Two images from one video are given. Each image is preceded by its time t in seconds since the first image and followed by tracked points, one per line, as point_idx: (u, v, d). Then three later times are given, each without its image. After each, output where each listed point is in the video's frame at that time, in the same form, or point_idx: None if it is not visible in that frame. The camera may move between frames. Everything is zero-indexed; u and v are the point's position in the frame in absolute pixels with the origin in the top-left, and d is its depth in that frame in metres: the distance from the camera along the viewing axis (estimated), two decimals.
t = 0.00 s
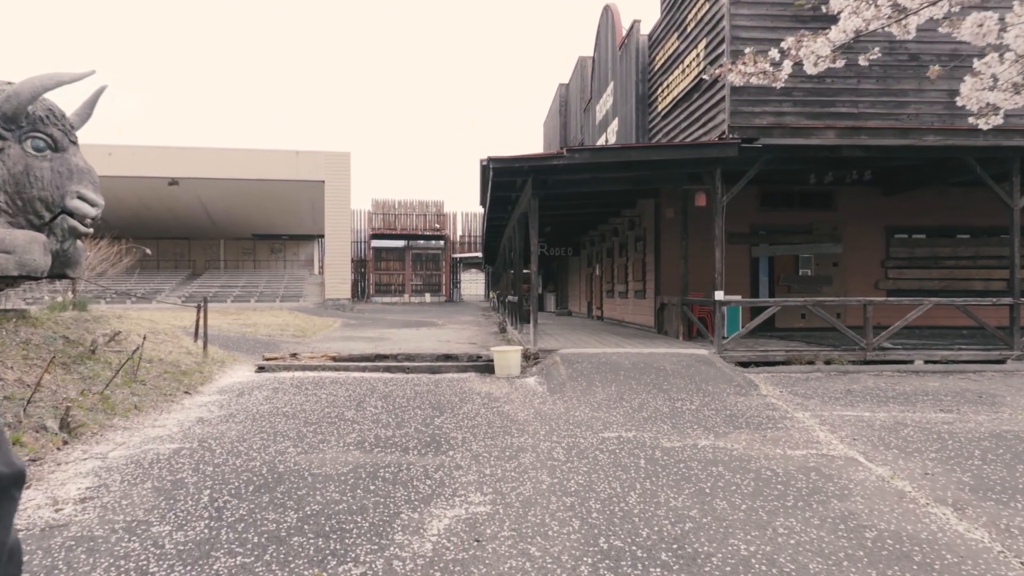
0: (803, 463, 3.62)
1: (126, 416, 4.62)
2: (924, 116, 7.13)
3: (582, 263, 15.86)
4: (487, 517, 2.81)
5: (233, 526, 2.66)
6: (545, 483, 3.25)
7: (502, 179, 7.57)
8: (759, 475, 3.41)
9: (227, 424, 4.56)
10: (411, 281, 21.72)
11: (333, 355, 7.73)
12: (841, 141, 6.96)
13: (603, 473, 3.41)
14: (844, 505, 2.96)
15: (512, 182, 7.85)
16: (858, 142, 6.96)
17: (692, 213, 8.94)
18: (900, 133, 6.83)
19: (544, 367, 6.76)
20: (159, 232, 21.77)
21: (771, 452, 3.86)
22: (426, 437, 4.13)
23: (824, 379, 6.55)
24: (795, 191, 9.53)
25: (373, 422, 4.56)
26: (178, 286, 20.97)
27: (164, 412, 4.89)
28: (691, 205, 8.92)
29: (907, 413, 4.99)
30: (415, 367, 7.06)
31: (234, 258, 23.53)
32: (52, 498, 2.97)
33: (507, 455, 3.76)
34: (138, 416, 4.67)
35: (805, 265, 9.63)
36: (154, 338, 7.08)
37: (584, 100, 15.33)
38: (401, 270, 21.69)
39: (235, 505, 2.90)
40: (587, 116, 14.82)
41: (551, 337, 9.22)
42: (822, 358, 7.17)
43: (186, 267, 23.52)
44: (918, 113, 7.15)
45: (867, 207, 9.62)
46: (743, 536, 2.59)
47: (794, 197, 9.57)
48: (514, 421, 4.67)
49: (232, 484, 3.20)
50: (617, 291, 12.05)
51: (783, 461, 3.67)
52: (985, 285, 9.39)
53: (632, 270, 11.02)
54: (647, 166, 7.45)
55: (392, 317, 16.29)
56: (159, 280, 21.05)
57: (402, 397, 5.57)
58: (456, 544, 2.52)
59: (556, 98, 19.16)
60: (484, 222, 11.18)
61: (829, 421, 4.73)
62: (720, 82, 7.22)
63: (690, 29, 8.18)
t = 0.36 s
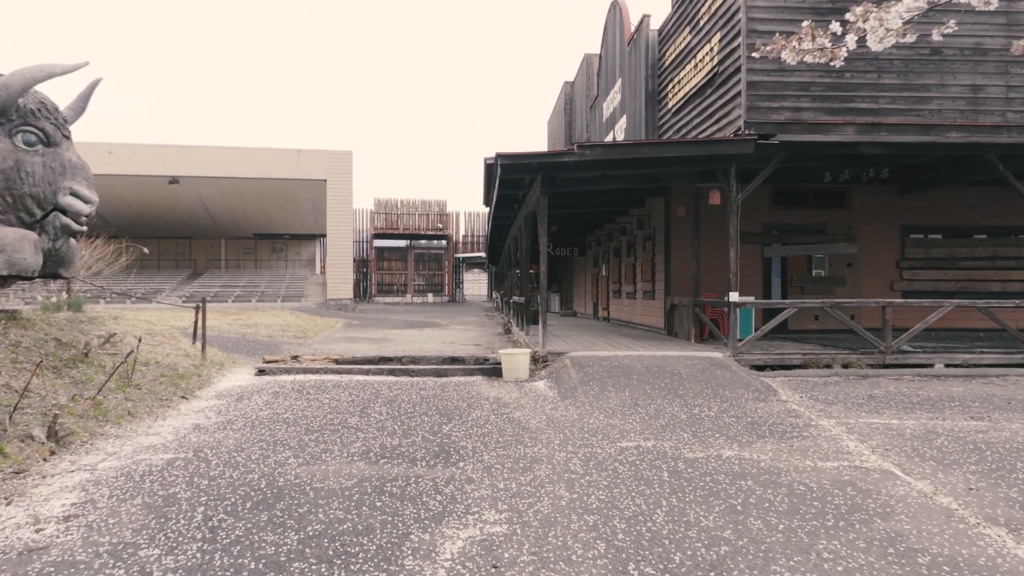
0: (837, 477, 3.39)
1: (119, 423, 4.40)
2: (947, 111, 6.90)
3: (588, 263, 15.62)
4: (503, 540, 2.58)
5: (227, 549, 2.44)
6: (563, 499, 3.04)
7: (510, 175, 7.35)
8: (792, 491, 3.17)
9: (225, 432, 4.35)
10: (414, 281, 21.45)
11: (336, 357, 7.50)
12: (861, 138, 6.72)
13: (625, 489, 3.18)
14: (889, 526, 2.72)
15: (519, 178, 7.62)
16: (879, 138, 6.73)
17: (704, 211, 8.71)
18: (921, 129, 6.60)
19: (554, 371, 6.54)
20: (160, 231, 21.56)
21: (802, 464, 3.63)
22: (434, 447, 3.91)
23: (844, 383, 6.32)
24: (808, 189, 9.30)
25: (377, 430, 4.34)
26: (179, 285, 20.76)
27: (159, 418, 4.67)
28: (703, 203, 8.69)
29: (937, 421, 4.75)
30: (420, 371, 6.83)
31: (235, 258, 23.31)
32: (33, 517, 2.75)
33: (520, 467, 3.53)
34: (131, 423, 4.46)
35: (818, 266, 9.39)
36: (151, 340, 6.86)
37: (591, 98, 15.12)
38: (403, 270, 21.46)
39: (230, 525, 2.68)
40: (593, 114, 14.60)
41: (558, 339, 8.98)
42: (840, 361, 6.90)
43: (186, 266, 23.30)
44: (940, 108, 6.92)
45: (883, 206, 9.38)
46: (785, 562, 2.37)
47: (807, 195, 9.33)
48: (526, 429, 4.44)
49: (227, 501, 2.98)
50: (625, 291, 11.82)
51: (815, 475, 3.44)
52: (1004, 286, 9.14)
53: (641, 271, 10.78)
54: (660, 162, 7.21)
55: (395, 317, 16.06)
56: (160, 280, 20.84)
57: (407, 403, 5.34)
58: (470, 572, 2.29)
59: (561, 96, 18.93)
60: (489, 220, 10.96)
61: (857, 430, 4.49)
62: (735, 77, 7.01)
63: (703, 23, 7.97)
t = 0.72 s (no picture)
0: (861, 486, 3.21)
1: (108, 428, 4.23)
2: (961, 106, 6.72)
3: (590, 263, 15.44)
4: (512, 556, 2.40)
5: (214, 568, 2.26)
6: (574, 511, 2.86)
7: (513, 172, 7.16)
8: (817, 501, 2.99)
9: (218, 438, 4.17)
10: (414, 281, 21.26)
11: (334, 358, 7.32)
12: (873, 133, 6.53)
13: (638, 499, 3.00)
14: (925, 541, 2.54)
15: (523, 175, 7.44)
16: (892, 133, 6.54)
17: (711, 210, 8.53)
18: (935, 125, 6.42)
19: (558, 373, 6.37)
20: (158, 231, 21.38)
21: (822, 472, 3.44)
22: (436, 454, 3.73)
23: (856, 385, 6.14)
24: (816, 188, 9.13)
25: (376, 435, 4.16)
26: (177, 285, 20.59)
27: (150, 423, 4.50)
28: (709, 202, 8.52)
29: (958, 425, 4.57)
30: (420, 372, 6.66)
31: (234, 258, 23.12)
32: (8, 531, 2.57)
33: (527, 475, 3.36)
34: (121, 428, 4.28)
35: (826, 265, 9.21)
36: (144, 342, 6.68)
37: (592, 96, 14.95)
38: (403, 270, 21.27)
39: (219, 541, 2.50)
40: (595, 112, 14.43)
41: (561, 340, 8.82)
42: (851, 363, 6.70)
43: (185, 267, 23.12)
44: (954, 103, 6.74)
45: (891, 205, 9.20)
46: None
47: (815, 194, 9.16)
48: (531, 435, 4.26)
49: (217, 513, 2.80)
50: (628, 292, 11.64)
51: (838, 483, 3.26)
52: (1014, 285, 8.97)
53: (645, 270, 10.60)
54: (666, 159, 7.04)
55: (395, 318, 15.87)
56: (158, 280, 20.67)
57: (408, 407, 5.16)
58: None
59: (562, 94, 18.75)
60: (491, 219, 10.79)
61: (876, 434, 4.31)
62: (744, 72, 6.84)
63: (709, 17, 7.80)
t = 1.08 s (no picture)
0: (898, 503, 2.98)
1: (93, 439, 4.01)
2: (982, 100, 6.49)
3: (594, 263, 15.22)
4: None
5: None
6: (590, 532, 2.64)
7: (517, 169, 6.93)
8: (853, 521, 2.76)
9: (209, 449, 3.95)
10: (415, 282, 21.06)
11: (333, 361, 7.09)
12: (892, 129, 6.30)
13: (659, 519, 2.78)
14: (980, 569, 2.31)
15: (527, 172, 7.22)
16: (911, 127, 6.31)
17: (721, 208, 8.31)
18: (956, 119, 6.20)
19: (565, 378, 6.14)
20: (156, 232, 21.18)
21: (853, 487, 3.22)
22: (440, 467, 3.50)
23: (875, 390, 5.92)
24: (827, 185, 8.91)
25: (376, 446, 3.94)
26: (176, 286, 20.39)
27: (139, 432, 4.28)
28: (719, 200, 8.29)
29: (990, 433, 4.34)
30: (422, 377, 6.44)
31: (234, 259, 22.91)
32: None
33: (537, 491, 3.13)
34: (107, 439, 4.06)
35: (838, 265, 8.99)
36: (136, 346, 6.46)
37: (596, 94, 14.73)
38: (405, 271, 21.06)
39: (204, 570, 2.28)
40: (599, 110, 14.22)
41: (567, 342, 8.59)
42: (868, 366, 6.48)
43: (184, 268, 22.91)
44: (975, 97, 6.51)
45: (905, 203, 8.97)
46: None
47: (827, 192, 8.94)
48: (540, 444, 4.03)
49: (203, 536, 2.58)
50: (634, 292, 11.41)
51: (873, 499, 3.03)
52: None
53: (651, 270, 10.38)
54: (676, 155, 6.82)
55: (396, 319, 15.65)
56: (157, 281, 20.46)
57: (409, 414, 4.94)
58: None
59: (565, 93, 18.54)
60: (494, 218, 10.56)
61: (904, 443, 4.08)
62: (756, 65, 6.63)
63: (719, 10, 7.57)
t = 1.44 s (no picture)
0: (936, 515, 2.79)
1: (83, 445, 3.83)
2: (1003, 93, 6.30)
3: (599, 263, 15.05)
4: None
5: None
6: (609, 548, 2.45)
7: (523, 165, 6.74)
8: (891, 536, 2.57)
9: (204, 455, 3.76)
10: (417, 282, 20.95)
11: (334, 363, 6.89)
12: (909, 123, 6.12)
13: (682, 533, 2.59)
14: None
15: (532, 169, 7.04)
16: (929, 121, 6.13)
17: (730, 206, 8.13)
18: (976, 113, 6.01)
19: (572, 380, 5.96)
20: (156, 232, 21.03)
21: (885, 497, 3.03)
22: (446, 476, 3.32)
23: (894, 392, 5.73)
24: (839, 182, 8.72)
25: (379, 452, 3.75)
26: (176, 286, 20.24)
27: (132, 438, 4.10)
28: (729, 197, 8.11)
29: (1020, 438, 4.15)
30: (425, 379, 6.26)
31: (235, 259, 22.76)
32: None
33: (550, 502, 2.95)
34: (97, 445, 3.89)
35: (850, 264, 8.80)
36: (130, 348, 6.29)
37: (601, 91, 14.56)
38: (407, 271, 20.93)
39: None
40: (604, 107, 14.05)
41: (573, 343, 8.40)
42: (884, 367, 6.30)
43: (185, 268, 22.78)
44: (995, 90, 6.32)
45: (918, 201, 8.78)
46: None
47: (838, 189, 8.75)
48: (551, 451, 3.85)
49: (193, 553, 2.40)
50: (640, 292, 11.24)
51: (909, 511, 2.84)
52: None
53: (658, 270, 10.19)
54: (686, 151, 6.64)
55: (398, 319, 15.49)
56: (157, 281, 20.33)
57: (413, 418, 4.76)
58: None
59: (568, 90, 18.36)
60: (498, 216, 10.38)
61: (932, 449, 3.89)
62: (769, 58, 6.45)
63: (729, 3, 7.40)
